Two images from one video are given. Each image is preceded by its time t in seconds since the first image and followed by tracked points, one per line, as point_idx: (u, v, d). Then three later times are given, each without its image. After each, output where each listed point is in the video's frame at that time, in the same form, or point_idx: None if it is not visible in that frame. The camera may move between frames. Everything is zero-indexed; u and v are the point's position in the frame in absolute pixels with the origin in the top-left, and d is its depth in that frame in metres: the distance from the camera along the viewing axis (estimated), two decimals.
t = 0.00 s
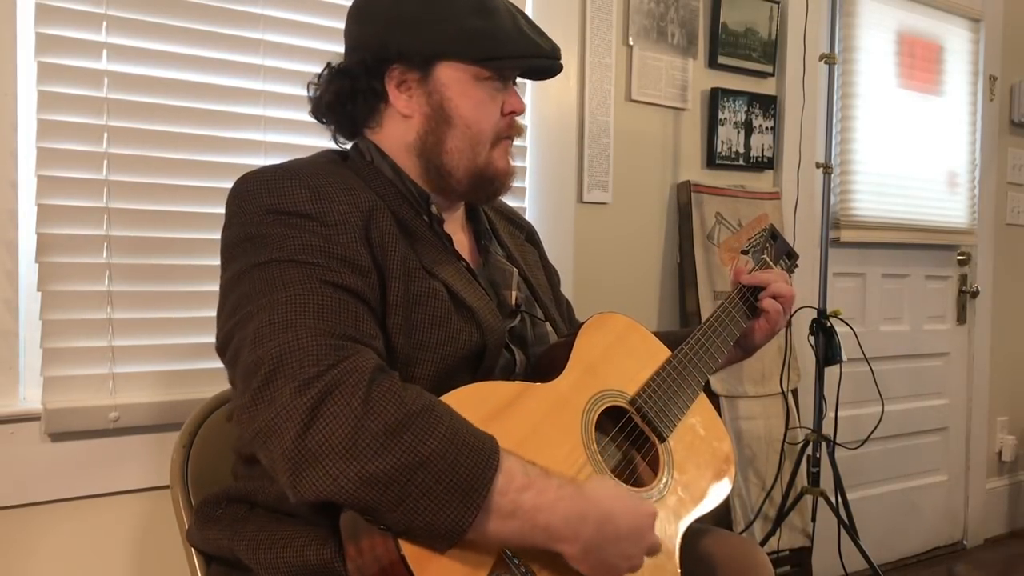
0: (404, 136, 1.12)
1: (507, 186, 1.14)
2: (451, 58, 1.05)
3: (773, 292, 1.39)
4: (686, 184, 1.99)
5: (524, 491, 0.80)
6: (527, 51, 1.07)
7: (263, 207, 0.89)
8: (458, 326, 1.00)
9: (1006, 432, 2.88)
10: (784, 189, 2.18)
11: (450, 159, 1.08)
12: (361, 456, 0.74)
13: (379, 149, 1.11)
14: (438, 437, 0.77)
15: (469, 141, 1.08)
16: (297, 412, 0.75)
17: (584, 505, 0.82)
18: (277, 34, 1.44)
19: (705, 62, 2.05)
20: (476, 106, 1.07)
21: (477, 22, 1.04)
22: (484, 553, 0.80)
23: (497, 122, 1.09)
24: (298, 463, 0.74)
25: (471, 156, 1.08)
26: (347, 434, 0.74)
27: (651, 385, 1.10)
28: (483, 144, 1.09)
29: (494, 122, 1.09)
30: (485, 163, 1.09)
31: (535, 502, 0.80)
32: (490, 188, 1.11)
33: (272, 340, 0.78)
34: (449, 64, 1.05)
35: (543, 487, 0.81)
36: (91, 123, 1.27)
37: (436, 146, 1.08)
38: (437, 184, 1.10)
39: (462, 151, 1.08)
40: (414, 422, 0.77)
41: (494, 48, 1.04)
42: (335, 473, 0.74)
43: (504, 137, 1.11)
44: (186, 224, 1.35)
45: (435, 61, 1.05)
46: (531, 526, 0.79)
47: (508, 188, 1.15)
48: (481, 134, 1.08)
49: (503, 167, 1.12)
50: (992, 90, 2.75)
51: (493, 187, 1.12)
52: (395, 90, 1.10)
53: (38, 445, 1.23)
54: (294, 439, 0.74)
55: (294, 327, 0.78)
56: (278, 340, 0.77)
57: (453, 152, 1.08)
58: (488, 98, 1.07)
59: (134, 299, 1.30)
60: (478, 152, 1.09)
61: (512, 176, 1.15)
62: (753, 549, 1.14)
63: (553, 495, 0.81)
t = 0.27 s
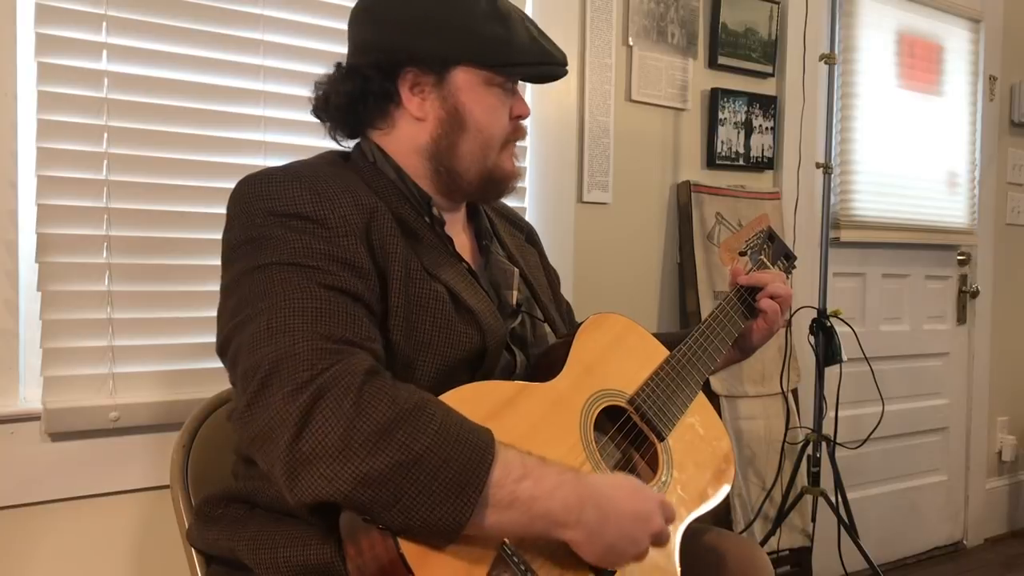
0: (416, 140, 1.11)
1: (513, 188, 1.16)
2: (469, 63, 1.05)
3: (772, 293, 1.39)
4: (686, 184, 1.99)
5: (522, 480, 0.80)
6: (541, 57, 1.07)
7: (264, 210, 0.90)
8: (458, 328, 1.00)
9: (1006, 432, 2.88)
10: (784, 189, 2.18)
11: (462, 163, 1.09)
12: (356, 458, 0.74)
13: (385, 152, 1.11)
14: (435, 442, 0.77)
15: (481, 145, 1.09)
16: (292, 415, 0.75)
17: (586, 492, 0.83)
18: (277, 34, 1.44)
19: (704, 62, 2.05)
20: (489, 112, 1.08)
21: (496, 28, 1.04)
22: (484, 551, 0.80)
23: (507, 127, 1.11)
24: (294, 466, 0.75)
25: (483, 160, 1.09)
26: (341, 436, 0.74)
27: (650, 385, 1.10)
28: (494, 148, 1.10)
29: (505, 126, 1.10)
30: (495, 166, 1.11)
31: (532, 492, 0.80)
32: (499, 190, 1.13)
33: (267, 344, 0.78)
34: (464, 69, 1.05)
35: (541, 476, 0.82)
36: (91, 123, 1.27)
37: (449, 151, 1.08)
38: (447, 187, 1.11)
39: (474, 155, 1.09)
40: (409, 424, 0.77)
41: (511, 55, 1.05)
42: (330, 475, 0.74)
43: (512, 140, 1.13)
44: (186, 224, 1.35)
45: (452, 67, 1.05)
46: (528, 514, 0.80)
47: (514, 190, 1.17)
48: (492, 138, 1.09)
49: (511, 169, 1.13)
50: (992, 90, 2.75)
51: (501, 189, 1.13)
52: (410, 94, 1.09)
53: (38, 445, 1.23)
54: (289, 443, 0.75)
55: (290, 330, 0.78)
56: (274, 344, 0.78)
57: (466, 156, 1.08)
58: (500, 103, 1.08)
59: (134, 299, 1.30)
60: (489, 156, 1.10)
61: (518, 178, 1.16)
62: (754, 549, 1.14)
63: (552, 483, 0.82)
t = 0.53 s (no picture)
0: (432, 144, 1.10)
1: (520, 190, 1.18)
2: (493, 72, 1.06)
3: (772, 295, 1.39)
4: (686, 184, 1.99)
5: (501, 449, 0.80)
6: (558, 67, 1.09)
7: (260, 211, 0.90)
8: (455, 328, 0.99)
9: (1006, 432, 2.88)
10: (784, 189, 2.18)
11: (480, 167, 1.09)
12: (340, 459, 0.74)
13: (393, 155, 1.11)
14: (420, 434, 0.76)
15: (498, 150, 1.10)
16: (273, 418, 0.74)
17: (562, 449, 0.83)
18: (277, 34, 1.44)
19: (704, 62, 2.05)
20: (507, 117, 1.09)
21: (519, 38, 1.06)
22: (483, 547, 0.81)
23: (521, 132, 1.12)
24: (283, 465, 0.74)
25: (500, 164, 1.10)
26: (326, 438, 0.74)
27: (649, 384, 1.10)
28: (510, 152, 1.11)
29: (520, 131, 1.12)
30: (510, 169, 1.12)
31: (512, 458, 0.80)
32: (510, 192, 1.14)
33: (252, 347, 0.77)
34: (486, 77, 1.06)
35: (519, 441, 0.82)
36: (91, 123, 1.27)
37: (469, 156, 1.08)
38: (463, 190, 1.11)
39: (492, 159, 1.10)
40: (388, 415, 0.76)
41: (532, 65, 1.06)
42: (315, 477, 0.73)
43: (522, 144, 1.14)
44: (186, 224, 1.35)
45: (476, 73, 1.06)
46: (511, 482, 0.80)
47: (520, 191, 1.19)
48: (509, 143, 1.10)
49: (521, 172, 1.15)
50: (992, 90, 2.75)
51: (512, 191, 1.15)
52: (429, 99, 1.08)
53: (38, 445, 1.23)
54: (272, 446, 0.74)
55: (276, 333, 0.78)
56: (265, 343, 0.77)
57: (484, 160, 1.09)
58: (517, 108, 1.10)
59: (134, 299, 1.30)
60: (506, 160, 1.11)
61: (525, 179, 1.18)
62: (754, 550, 1.14)
63: (528, 446, 0.82)
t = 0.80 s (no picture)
0: (428, 141, 1.10)
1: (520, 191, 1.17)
2: (490, 70, 1.05)
3: (771, 295, 1.39)
4: (686, 184, 1.99)
5: (513, 477, 0.80)
6: (557, 65, 1.08)
7: (266, 210, 0.90)
8: (457, 329, 1.00)
9: (1006, 432, 2.88)
10: (784, 189, 2.18)
11: (476, 166, 1.09)
12: (351, 457, 0.74)
13: (394, 154, 1.11)
14: (426, 434, 0.77)
15: (495, 149, 1.09)
16: (288, 415, 0.75)
17: (576, 486, 0.82)
18: (277, 34, 1.44)
19: (704, 62, 2.05)
20: (504, 116, 1.08)
21: (517, 36, 1.05)
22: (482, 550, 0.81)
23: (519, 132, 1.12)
24: (291, 464, 0.75)
25: (497, 163, 1.10)
26: (338, 436, 0.74)
27: (649, 384, 1.10)
28: (508, 152, 1.11)
29: (518, 131, 1.11)
30: (508, 169, 1.11)
31: (524, 488, 0.80)
32: (509, 192, 1.14)
33: (264, 343, 0.77)
34: (483, 75, 1.06)
35: (532, 472, 0.81)
36: (91, 123, 1.27)
37: (464, 155, 1.08)
38: (459, 189, 1.11)
39: (489, 158, 1.09)
40: (396, 416, 0.77)
41: (529, 63, 1.05)
42: (326, 475, 0.74)
43: (522, 145, 1.14)
44: (186, 225, 1.35)
45: (472, 72, 1.05)
46: (516, 490, 0.80)
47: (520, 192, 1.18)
48: (507, 143, 1.10)
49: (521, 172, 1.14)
50: (992, 90, 2.75)
51: (511, 191, 1.14)
52: (428, 97, 1.08)
53: (38, 445, 1.23)
54: (283, 444, 0.74)
55: (289, 330, 0.78)
56: (273, 342, 0.77)
57: (480, 159, 1.09)
58: (515, 108, 1.09)
59: (134, 299, 1.30)
60: (503, 159, 1.10)
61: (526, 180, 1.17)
62: (755, 551, 1.14)
63: (542, 478, 0.81)
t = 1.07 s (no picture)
0: (423, 138, 1.11)
1: (518, 190, 1.16)
2: (481, 66, 1.05)
3: (772, 294, 1.39)
4: (686, 184, 1.99)
5: (527, 476, 0.81)
6: (551, 62, 1.07)
7: (272, 207, 0.89)
8: (460, 326, 1.00)
9: (1006, 432, 2.88)
10: (785, 189, 2.18)
11: (470, 164, 1.08)
12: (365, 449, 0.74)
13: (391, 152, 1.11)
14: (434, 429, 0.77)
15: (489, 147, 1.08)
16: (304, 405, 0.75)
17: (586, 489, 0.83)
18: (277, 34, 1.44)
19: (704, 62, 2.05)
20: (498, 113, 1.07)
21: (509, 32, 1.04)
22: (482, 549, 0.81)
23: (515, 130, 1.11)
24: (300, 460, 0.74)
25: (491, 160, 1.09)
26: (352, 428, 0.74)
27: (649, 385, 1.10)
28: (502, 149, 1.10)
29: (513, 129, 1.10)
30: (503, 167, 1.10)
31: (537, 487, 0.81)
32: (505, 190, 1.13)
33: (279, 335, 0.77)
34: (474, 71, 1.05)
35: (544, 472, 0.82)
36: (91, 122, 1.27)
37: (458, 152, 1.08)
38: (455, 186, 1.10)
39: (482, 155, 1.08)
40: (406, 412, 0.77)
41: (520, 60, 1.04)
42: (339, 466, 0.74)
43: (518, 143, 1.13)
44: (186, 225, 1.35)
45: (462, 68, 1.05)
46: (518, 490, 0.80)
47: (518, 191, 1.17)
48: (501, 140, 1.09)
49: (518, 171, 1.13)
50: (992, 90, 2.75)
51: (507, 189, 1.13)
52: (420, 94, 1.08)
53: (38, 445, 1.23)
54: (293, 440, 0.74)
55: (302, 323, 0.78)
56: (282, 337, 0.77)
57: (473, 156, 1.08)
58: (509, 104, 1.08)
59: (134, 299, 1.30)
60: (497, 157, 1.09)
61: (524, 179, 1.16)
62: (756, 551, 1.14)
63: (555, 480, 0.82)
